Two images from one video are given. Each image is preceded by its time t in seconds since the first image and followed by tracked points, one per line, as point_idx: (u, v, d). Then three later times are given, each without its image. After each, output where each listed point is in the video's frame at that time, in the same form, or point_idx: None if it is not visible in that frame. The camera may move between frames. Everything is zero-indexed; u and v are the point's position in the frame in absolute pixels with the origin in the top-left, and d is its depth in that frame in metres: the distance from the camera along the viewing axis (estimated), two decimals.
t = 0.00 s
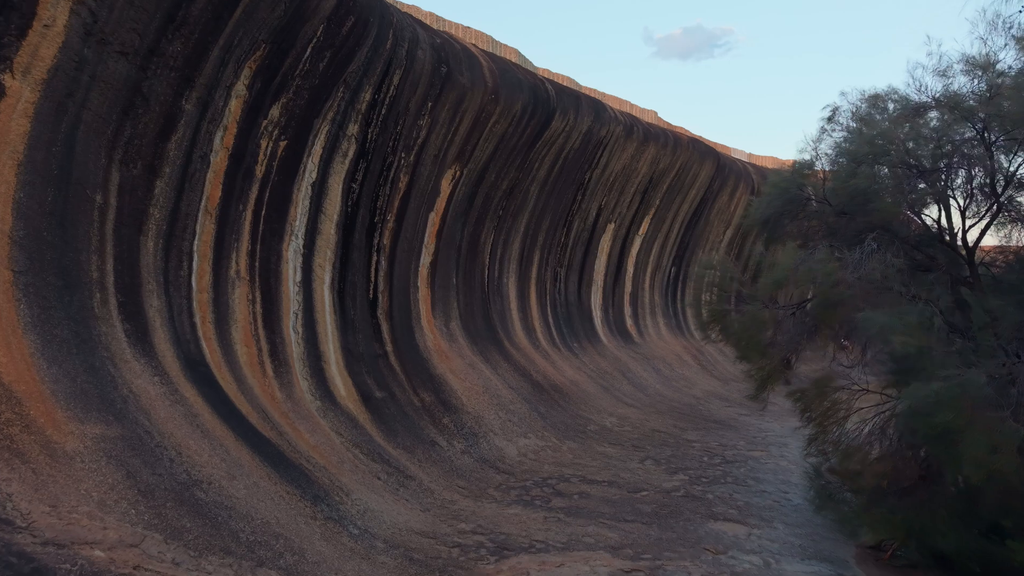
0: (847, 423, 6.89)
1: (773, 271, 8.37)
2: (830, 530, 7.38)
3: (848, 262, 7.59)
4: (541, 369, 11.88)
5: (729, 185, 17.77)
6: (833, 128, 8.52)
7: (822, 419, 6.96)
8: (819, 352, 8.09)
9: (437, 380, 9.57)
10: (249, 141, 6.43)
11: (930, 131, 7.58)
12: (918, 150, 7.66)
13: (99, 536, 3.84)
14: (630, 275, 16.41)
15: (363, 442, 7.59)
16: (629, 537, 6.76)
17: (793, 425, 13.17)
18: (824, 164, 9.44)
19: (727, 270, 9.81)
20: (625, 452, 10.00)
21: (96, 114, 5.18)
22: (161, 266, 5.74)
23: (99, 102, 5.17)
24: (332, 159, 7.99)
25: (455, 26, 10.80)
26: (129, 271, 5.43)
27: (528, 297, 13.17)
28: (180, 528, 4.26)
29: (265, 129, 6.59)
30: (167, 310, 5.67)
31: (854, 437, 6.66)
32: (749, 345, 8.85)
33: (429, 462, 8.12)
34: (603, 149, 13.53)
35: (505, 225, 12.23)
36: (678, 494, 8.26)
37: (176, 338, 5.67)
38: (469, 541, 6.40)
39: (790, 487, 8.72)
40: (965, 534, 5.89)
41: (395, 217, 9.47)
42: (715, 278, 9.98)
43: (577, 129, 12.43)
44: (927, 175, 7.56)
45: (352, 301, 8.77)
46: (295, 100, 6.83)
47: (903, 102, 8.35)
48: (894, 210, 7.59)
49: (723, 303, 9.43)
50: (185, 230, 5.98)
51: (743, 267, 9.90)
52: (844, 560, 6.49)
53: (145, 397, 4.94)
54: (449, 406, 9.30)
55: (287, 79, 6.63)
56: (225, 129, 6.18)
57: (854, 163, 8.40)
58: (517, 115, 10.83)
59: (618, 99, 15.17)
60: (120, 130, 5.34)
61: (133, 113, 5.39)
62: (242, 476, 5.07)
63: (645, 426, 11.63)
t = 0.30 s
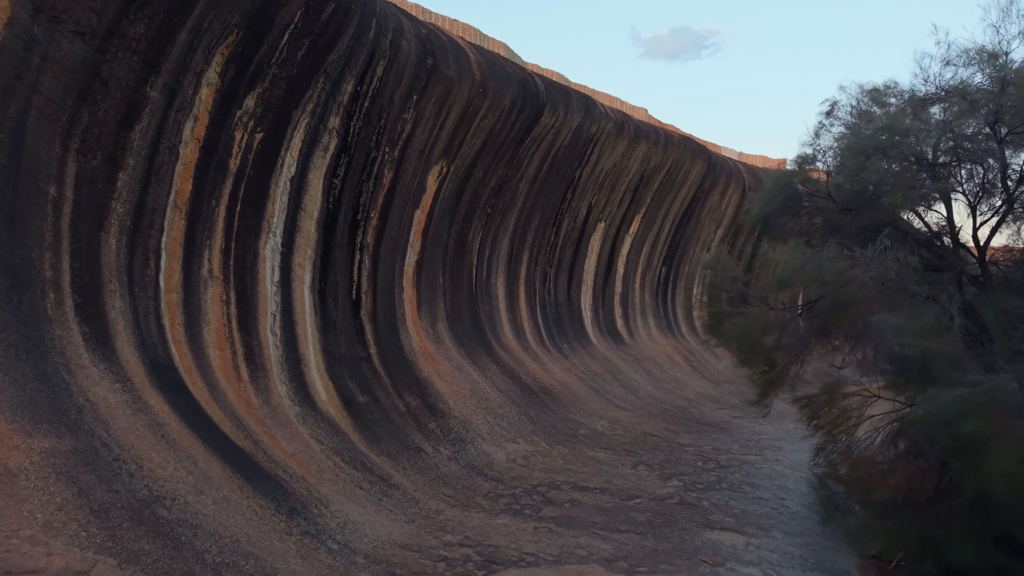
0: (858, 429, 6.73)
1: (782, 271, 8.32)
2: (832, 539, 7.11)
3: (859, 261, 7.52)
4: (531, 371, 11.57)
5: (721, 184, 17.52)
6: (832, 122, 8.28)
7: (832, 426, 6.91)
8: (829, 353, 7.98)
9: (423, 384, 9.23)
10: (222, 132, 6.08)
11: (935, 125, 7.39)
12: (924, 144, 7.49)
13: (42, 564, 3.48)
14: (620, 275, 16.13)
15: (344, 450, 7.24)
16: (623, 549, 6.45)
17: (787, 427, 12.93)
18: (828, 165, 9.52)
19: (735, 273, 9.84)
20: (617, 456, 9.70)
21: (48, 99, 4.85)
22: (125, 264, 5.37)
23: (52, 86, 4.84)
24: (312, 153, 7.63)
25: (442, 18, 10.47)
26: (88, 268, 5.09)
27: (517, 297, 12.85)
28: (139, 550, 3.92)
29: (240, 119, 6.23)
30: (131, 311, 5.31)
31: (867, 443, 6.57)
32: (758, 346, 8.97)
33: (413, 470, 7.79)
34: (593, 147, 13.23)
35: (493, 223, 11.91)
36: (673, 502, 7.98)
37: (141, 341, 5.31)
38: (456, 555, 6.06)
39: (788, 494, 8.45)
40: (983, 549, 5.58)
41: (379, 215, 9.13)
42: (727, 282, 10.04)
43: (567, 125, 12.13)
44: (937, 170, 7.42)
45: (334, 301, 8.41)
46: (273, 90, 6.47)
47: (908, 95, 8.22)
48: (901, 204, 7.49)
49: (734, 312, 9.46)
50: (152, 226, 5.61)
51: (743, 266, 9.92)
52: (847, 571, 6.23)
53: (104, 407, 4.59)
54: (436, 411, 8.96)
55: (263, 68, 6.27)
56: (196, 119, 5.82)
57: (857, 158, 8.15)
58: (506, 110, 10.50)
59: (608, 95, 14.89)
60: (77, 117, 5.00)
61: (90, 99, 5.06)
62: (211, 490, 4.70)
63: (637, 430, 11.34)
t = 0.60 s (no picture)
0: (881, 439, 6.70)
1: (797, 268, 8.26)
2: (842, 549, 6.82)
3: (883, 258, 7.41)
4: (529, 373, 11.28)
5: (721, 182, 17.21)
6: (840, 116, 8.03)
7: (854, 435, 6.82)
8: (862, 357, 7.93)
9: (417, 387, 8.93)
10: (204, 124, 5.78)
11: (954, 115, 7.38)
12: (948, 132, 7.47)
13: None
14: (620, 275, 15.84)
15: (335, 456, 6.95)
16: (626, 561, 6.16)
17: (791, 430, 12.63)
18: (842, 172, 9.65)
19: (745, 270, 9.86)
20: (617, 461, 9.42)
21: (11, 84, 4.56)
22: (97, 263, 5.09)
23: (15, 70, 4.54)
24: (300, 147, 7.33)
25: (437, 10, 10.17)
26: (56, 266, 4.82)
27: (514, 297, 12.55)
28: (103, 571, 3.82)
29: (222, 111, 5.93)
30: (103, 313, 5.03)
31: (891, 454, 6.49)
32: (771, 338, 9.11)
33: (407, 477, 7.50)
34: (592, 144, 12.94)
35: (490, 222, 11.61)
36: (676, 510, 7.70)
37: (114, 344, 5.03)
38: (450, 568, 5.77)
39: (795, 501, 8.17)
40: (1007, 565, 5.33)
41: (371, 212, 8.82)
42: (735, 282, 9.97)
43: (566, 121, 11.83)
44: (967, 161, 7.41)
45: (324, 301, 8.11)
46: (258, 80, 6.16)
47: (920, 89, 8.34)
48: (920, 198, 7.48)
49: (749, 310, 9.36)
50: (127, 222, 5.31)
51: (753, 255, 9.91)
52: None
53: (70, 416, 4.42)
54: (430, 415, 8.67)
55: (247, 56, 5.96)
56: (175, 109, 5.53)
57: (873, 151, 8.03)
58: (503, 104, 10.20)
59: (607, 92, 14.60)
60: (42, 104, 4.71)
61: (58, 85, 4.77)
62: (187, 504, 4.51)
63: (637, 433, 11.06)
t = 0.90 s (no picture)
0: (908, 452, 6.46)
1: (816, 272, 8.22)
2: (860, 563, 6.51)
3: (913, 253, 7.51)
4: (531, 376, 10.98)
5: (725, 180, 16.88)
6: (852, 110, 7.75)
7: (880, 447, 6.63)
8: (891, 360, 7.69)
9: (414, 390, 8.62)
10: (186, 114, 5.51)
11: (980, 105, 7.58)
12: (972, 122, 7.67)
13: None
14: (622, 274, 15.53)
15: (327, 464, 6.65)
16: None
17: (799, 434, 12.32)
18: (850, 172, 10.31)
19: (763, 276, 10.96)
20: (621, 467, 9.12)
21: None
22: (70, 261, 4.87)
23: None
24: (292, 141, 7.03)
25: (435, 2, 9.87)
26: (25, 265, 4.58)
27: (515, 297, 12.25)
28: None
29: (206, 101, 5.65)
30: (76, 313, 4.80)
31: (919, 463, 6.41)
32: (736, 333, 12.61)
33: (403, 484, 7.19)
34: (594, 140, 12.64)
35: (490, 220, 11.31)
36: (684, 519, 7.40)
37: (88, 347, 4.77)
38: None
39: (806, 510, 7.86)
40: None
41: (366, 209, 8.52)
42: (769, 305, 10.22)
43: (567, 117, 11.53)
44: (987, 153, 7.68)
45: (317, 301, 7.81)
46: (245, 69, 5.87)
47: (940, 78, 8.66)
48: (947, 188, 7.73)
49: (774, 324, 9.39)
50: (102, 218, 5.08)
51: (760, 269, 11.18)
52: None
53: (35, 426, 4.14)
54: (427, 419, 8.37)
55: (233, 43, 5.67)
56: (155, 98, 5.28)
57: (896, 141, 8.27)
58: (503, 99, 9.90)
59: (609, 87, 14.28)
60: (7, 88, 4.46)
61: (23, 70, 4.51)
62: (161, 521, 4.21)
63: (641, 437, 10.75)
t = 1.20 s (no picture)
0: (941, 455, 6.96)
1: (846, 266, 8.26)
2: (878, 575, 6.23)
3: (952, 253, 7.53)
4: (532, 379, 10.69)
5: (729, 178, 16.58)
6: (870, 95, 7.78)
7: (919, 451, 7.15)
8: (920, 368, 7.45)
9: (411, 394, 8.34)
10: (169, 105, 5.26)
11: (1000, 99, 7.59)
12: (995, 115, 7.70)
13: None
14: (624, 274, 15.24)
15: (320, 472, 6.37)
16: None
17: (806, 438, 12.02)
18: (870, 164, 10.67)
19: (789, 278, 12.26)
20: (625, 473, 8.83)
21: None
22: (42, 259, 4.61)
23: None
24: (283, 135, 6.74)
25: None
26: None
27: (515, 298, 11.97)
28: None
29: (191, 90, 5.38)
30: (46, 315, 4.53)
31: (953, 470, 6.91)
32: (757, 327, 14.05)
33: (399, 492, 6.92)
34: (596, 137, 12.36)
35: (490, 218, 11.02)
36: (691, 528, 7.12)
37: (60, 351, 4.51)
38: None
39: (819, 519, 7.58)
40: None
41: (362, 206, 8.23)
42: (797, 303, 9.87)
43: (569, 113, 11.25)
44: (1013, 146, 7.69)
45: (311, 302, 7.53)
46: (232, 58, 5.60)
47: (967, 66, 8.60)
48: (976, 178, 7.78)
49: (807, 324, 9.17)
50: (78, 213, 4.82)
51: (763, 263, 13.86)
52: None
53: None
54: (425, 424, 8.09)
55: (219, 29, 5.40)
56: (135, 86, 5.00)
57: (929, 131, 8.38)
58: (503, 93, 9.62)
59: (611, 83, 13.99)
60: None
61: None
62: (136, 539, 4.00)
63: (645, 441, 10.47)
